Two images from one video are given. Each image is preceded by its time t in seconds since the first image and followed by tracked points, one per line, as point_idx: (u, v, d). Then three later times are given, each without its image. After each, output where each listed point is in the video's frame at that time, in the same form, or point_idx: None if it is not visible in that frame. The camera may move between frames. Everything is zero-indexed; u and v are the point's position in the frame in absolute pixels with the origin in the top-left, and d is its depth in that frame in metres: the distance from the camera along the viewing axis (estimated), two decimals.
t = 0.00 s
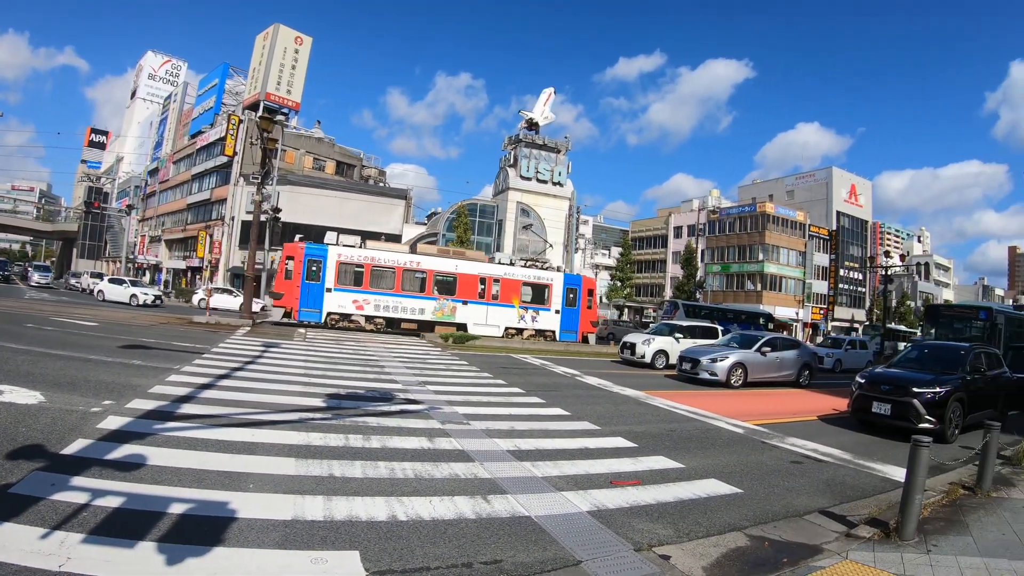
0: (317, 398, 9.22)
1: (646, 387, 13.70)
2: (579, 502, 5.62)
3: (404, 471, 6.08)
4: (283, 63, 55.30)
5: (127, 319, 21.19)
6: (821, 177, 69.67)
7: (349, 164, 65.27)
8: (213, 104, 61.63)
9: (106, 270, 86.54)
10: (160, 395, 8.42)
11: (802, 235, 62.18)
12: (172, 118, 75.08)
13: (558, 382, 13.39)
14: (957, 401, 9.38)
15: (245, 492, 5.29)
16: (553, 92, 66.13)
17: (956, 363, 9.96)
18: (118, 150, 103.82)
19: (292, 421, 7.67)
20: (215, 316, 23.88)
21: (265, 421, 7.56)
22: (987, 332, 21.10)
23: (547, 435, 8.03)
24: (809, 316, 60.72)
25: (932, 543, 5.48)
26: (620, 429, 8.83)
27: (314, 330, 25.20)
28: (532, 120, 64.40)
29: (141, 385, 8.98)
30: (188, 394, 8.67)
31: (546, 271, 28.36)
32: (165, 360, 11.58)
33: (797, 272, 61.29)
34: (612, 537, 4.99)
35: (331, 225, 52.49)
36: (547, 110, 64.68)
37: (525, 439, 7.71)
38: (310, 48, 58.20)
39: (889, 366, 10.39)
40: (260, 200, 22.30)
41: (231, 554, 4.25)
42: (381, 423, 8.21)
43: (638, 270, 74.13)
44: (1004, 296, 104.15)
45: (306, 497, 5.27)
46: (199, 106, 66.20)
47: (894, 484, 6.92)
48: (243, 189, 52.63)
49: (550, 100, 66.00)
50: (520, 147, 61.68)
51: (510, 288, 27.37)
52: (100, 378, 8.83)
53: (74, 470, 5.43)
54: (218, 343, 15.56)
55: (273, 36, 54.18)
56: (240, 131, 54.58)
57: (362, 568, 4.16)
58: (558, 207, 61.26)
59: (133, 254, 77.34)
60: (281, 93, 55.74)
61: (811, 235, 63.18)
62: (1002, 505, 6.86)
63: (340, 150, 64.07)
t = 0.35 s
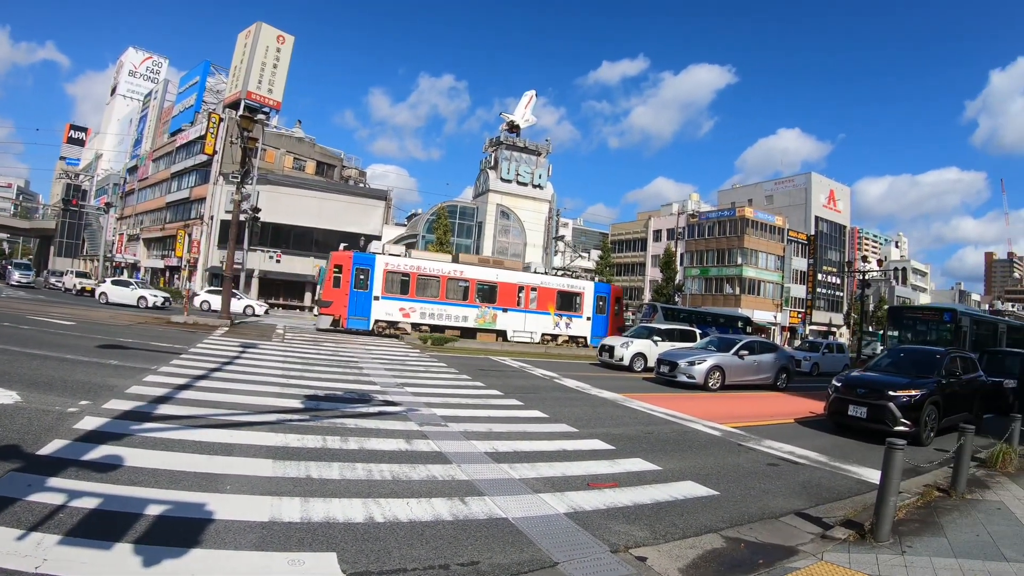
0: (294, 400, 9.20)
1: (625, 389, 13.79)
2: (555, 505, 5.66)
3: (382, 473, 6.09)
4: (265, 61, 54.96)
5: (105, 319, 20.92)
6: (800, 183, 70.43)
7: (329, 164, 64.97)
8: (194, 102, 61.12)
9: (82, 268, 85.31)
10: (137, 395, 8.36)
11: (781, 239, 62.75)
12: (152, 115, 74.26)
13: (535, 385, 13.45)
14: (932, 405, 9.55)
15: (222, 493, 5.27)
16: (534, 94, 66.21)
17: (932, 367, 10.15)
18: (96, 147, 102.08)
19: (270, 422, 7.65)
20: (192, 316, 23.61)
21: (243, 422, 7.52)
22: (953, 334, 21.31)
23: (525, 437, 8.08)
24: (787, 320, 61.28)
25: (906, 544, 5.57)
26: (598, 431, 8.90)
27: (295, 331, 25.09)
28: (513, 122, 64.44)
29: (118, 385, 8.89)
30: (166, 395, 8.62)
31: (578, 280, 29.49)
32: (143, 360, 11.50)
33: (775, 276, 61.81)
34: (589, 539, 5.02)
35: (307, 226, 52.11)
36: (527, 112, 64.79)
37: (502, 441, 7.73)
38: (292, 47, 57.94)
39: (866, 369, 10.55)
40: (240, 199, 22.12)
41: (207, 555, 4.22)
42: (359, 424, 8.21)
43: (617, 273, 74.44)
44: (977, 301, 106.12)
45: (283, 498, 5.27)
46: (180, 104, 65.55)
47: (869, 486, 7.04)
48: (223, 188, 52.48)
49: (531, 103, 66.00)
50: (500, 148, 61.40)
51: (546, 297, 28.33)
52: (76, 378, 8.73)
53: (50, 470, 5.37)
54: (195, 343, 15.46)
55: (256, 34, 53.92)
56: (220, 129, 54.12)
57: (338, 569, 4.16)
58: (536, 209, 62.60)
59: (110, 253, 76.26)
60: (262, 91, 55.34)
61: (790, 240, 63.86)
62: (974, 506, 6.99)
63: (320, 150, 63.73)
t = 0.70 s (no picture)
0: (273, 402, 9.15)
1: (605, 395, 13.84)
2: (533, 509, 5.67)
3: (359, 476, 6.08)
4: (250, 60, 54.65)
5: (83, 317, 20.61)
6: (781, 191, 71.08)
7: (312, 165, 64.61)
8: (177, 99, 60.61)
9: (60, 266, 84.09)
10: (113, 395, 8.29)
11: (762, 246, 63.19)
12: (135, 112, 73.50)
13: (513, 389, 13.48)
14: (909, 412, 9.68)
15: (198, 495, 5.24)
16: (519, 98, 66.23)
17: (909, 374, 10.28)
18: (76, 143, 100.61)
19: (248, 424, 7.63)
20: (170, 316, 23.36)
21: (220, 424, 7.48)
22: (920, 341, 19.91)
23: (504, 442, 8.08)
24: (767, 327, 61.62)
25: (883, 550, 5.63)
26: (577, 436, 8.94)
27: (273, 333, 24.91)
28: (496, 125, 64.30)
29: (95, 385, 8.82)
30: (143, 395, 8.55)
31: (607, 292, 31.06)
32: (120, 360, 11.40)
33: (755, 283, 62.21)
34: (566, 544, 5.04)
35: (288, 226, 51.86)
36: (512, 116, 64.83)
37: (480, 445, 7.74)
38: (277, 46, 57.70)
39: (845, 376, 10.65)
40: (220, 199, 21.94)
41: (182, 557, 4.19)
42: (337, 427, 8.19)
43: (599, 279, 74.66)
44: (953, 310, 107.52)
45: (259, 501, 5.25)
46: (162, 101, 64.94)
47: (845, 492, 7.15)
48: (204, 187, 52.16)
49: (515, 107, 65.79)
50: (483, 152, 61.11)
51: (579, 308, 29.64)
52: (52, 378, 8.64)
53: (25, 470, 5.29)
54: (173, 344, 15.33)
55: (240, 32, 53.61)
56: (203, 128, 53.68)
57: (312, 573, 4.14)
58: (518, 214, 61.00)
59: (90, 251, 75.19)
60: (245, 91, 54.91)
61: (770, 247, 64.37)
62: (951, 512, 7.08)
63: (303, 151, 63.38)
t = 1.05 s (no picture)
0: (260, 399, 9.11)
1: (593, 396, 13.85)
2: (521, 510, 5.68)
3: (346, 475, 6.08)
4: (242, 56, 54.47)
5: (68, 312, 20.44)
6: (771, 196, 71.52)
7: (303, 163, 64.31)
8: (167, 94, 60.28)
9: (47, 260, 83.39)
10: (99, 391, 8.24)
11: (751, 250, 63.49)
12: (125, 107, 73.03)
13: (500, 389, 13.48)
14: (896, 417, 9.75)
15: (184, 493, 5.21)
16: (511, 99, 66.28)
17: (896, 380, 10.36)
18: (66, 137, 99.75)
19: (234, 421, 7.60)
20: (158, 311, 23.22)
21: (206, 421, 7.44)
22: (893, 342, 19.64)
23: (491, 442, 8.07)
24: (754, 331, 61.81)
25: (869, 553, 5.66)
26: (565, 437, 8.96)
27: (259, 330, 24.77)
28: (488, 126, 64.23)
29: (81, 380, 8.78)
30: (130, 391, 8.50)
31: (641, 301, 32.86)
32: (106, 355, 11.33)
33: (744, 287, 62.51)
34: (554, 545, 5.04)
35: (278, 223, 51.75)
36: (504, 117, 64.85)
37: (468, 446, 7.74)
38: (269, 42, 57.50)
39: (833, 380, 10.72)
40: (210, 195, 21.76)
41: (167, 555, 4.17)
42: (324, 425, 8.18)
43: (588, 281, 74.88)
44: (939, 316, 108.25)
45: (246, 499, 5.24)
46: (154, 96, 64.56)
47: (832, 496, 7.20)
48: (194, 182, 51.94)
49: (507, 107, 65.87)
50: (474, 152, 60.90)
51: (616, 315, 31.35)
52: (37, 372, 8.58)
53: (9, 466, 5.24)
54: (160, 340, 15.25)
55: (233, 28, 53.33)
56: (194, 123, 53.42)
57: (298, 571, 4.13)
58: (508, 214, 61.06)
59: (78, 245, 74.62)
60: (236, 87, 54.76)
61: (759, 251, 64.59)
62: (937, 516, 7.13)
63: (294, 148, 63.18)
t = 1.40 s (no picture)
0: (258, 394, 9.10)
1: (590, 395, 13.86)
2: (518, 508, 5.66)
3: (344, 471, 6.06)
4: (243, 50, 54.39)
5: (66, 304, 20.44)
6: (771, 196, 71.54)
7: (303, 158, 64.24)
8: (167, 88, 60.27)
9: (46, 252, 83.36)
10: (97, 384, 8.25)
11: (750, 250, 63.41)
12: (125, 100, 72.96)
13: (498, 386, 13.48)
14: (894, 419, 9.75)
15: (181, 487, 5.20)
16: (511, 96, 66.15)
17: (895, 382, 10.34)
18: (65, 129, 99.52)
19: (231, 416, 7.59)
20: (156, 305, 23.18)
21: (203, 415, 7.44)
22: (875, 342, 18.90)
23: (489, 439, 8.07)
24: (753, 331, 61.74)
25: (866, 554, 5.66)
26: (563, 435, 8.97)
27: (258, 325, 24.79)
28: (488, 123, 64.10)
29: (79, 373, 8.79)
30: (128, 385, 8.51)
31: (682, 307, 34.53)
32: (104, 348, 11.34)
33: (743, 287, 62.51)
34: (551, 544, 5.02)
35: (276, 218, 51.70)
36: (504, 114, 64.79)
37: (466, 442, 7.73)
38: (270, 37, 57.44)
39: (832, 382, 10.71)
40: (210, 187, 21.66)
41: (163, 551, 4.15)
42: (322, 420, 8.17)
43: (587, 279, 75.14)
44: (937, 318, 108.18)
45: (242, 495, 5.22)
46: (154, 89, 64.51)
47: (829, 497, 7.20)
48: (194, 176, 51.93)
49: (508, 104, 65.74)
50: (475, 150, 60.65)
51: (659, 320, 33.08)
52: (36, 365, 8.58)
53: (5, 459, 5.22)
54: (159, 333, 15.25)
55: (234, 22, 53.23)
56: (194, 117, 53.36)
57: (295, 569, 4.09)
58: (508, 211, 60.83)
59: (77, 238, 74.58)
60: (237, 81, 54.79)
61: (758, 252, 64.45)
62: (936, 519, 7.12)
63: (294, 143, 63.15)
